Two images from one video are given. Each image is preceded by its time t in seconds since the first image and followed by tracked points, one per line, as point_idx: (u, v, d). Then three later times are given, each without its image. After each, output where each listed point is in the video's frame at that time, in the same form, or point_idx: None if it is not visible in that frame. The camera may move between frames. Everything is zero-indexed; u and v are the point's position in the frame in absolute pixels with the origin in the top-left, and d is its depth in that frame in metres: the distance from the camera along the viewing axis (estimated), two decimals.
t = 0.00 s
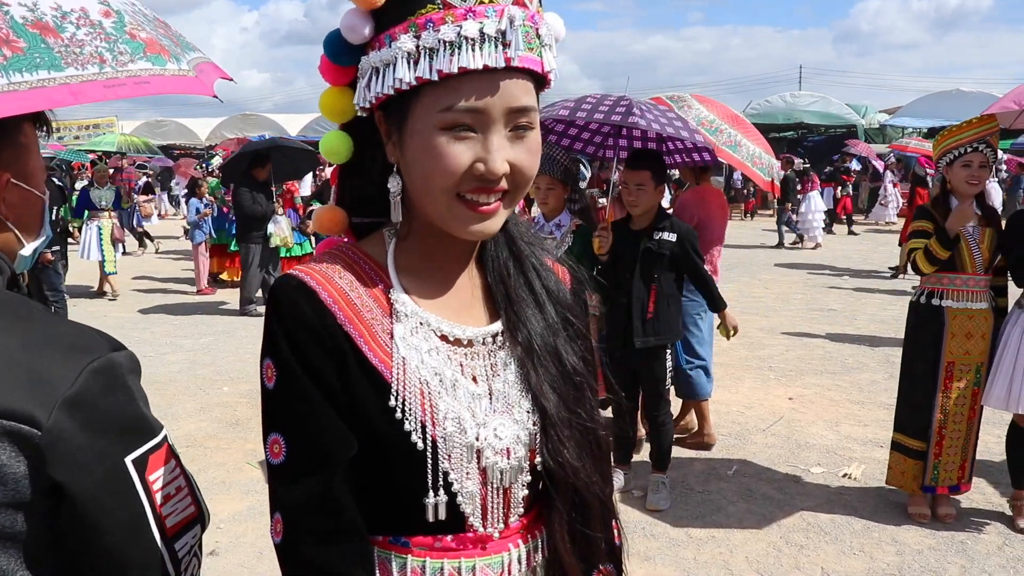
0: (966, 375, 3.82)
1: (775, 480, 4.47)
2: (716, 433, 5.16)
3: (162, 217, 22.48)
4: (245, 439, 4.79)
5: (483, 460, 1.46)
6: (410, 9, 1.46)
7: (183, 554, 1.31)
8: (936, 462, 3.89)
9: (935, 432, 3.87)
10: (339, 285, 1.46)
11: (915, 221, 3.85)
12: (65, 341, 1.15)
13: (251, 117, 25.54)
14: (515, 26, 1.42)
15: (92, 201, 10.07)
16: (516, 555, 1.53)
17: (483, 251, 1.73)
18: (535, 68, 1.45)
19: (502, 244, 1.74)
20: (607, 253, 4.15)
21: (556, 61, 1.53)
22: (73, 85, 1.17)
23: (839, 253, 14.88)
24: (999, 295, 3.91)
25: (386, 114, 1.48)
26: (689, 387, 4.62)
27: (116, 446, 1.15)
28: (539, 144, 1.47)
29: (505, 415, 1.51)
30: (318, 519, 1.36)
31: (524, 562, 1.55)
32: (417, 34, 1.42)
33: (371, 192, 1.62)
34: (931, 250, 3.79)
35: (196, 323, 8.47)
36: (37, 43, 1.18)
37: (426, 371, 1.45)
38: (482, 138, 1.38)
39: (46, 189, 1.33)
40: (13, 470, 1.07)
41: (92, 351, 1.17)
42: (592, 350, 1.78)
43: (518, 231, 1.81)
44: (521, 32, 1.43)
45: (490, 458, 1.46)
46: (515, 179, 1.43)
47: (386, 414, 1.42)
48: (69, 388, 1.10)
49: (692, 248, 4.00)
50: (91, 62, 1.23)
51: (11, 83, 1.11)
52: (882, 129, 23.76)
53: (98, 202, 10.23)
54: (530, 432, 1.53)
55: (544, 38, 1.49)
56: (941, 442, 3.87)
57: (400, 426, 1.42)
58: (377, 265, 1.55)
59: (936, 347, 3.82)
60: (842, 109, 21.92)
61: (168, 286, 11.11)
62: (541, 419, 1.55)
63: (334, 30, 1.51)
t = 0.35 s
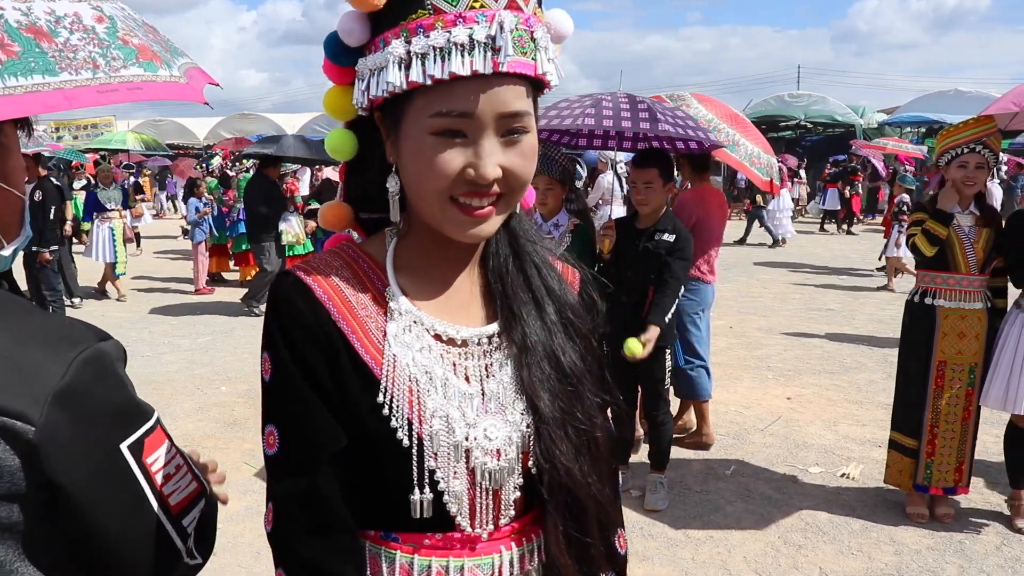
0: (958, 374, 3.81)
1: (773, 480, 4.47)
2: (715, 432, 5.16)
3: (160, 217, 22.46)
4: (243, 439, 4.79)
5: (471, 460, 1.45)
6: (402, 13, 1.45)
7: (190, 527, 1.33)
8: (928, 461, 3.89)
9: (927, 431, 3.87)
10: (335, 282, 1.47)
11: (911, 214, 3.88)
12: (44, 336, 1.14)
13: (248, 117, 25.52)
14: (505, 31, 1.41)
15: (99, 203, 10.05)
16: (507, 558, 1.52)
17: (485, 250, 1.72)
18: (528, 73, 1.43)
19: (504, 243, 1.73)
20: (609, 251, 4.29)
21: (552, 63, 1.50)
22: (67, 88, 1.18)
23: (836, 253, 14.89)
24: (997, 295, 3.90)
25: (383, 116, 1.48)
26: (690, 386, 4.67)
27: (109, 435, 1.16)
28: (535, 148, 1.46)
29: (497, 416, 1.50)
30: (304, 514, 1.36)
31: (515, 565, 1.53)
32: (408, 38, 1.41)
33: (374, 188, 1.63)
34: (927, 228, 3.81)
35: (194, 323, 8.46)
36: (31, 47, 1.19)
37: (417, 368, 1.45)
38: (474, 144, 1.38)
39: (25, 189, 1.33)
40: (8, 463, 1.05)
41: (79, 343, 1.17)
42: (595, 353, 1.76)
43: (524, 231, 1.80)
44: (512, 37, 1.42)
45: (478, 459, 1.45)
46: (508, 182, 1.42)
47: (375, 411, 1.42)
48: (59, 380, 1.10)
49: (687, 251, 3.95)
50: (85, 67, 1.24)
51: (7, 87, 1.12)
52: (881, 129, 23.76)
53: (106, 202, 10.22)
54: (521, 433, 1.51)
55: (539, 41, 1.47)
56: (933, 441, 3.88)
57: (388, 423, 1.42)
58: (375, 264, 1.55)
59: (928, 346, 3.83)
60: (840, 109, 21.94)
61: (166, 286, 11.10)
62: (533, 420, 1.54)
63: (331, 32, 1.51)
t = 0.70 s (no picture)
0: (959, 374, 3.81)
1: (772, 480, 4.47)
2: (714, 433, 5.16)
3: (158, 217, 22.43)
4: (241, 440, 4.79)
5: (463, 462, 1.45)
6: (413, 8, 1.46)
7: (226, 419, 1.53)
8: (928, 462, 3.89)
9: (927, 431, 3.87)
10: (342, 277, 1.48)
11: (914, 215, 3.88)
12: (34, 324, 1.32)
13: (247, 117, 25.51)
14: (514, 23, 1.40)
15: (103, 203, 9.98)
16: (496, 562, 1.51)
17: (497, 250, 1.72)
18: (538, 66, 1.42)
19: (517, 244, 1.72)
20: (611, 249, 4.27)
21: (563, 59, 1.50)
22: (29, 78, 1.31)
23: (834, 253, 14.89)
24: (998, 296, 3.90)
25: (395, 111, 1.48)
26: (690, 389, 4.68)
27: (119, 384, 1.34)
28: (545, 144, 1.44)
29: (492, 419, 1.49)
30: (296, 503, 1.38)
31: (505, 569, 1.52)
32: (418, 32, 1.41)
33: (390, 186, 1.63)
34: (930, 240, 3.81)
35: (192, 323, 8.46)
36: None
37: (415, 367, 1.44)
38: (482, 137, 1.37)
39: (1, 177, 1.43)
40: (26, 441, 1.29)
41: (70, 320, 1.35)
42: (600, 360, 1.73)
43: (538, 234, 1.78)
44: (521, 30, 1.41)
45: (469, 461, 1.45)
46: (518, 178, 1.41)
47: (371, 407, 1.42)
48: (58, 363, 1.30)
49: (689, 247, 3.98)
50: (46, 54, 1.36)
51: None
52: (879, 129, 23.76)
53: (110, 203, 10.10)
54: (516, 437, 1.50)
55: (550, 36, 1.46)
56: (933, 441, 3.87)
57: (382, 420, 1.42)
58: (383, 260, 1.55)
59: (929, 346, 3.83)
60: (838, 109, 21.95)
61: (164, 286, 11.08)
62: (528, 425, 1.52)
63: (345, 29, 1.52)
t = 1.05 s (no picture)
0: (961, 375, 3.81)
1: (772, 480, 4.47)
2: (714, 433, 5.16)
3: (158, 217, 22.44)
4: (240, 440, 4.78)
5: (468, 465, 1.45)
6: (429, 7, 1.46)
7: (260, 400, 1.54)
8: (932, 463, 3.89)
9: (930, 432, 3.87)
10: (349, 279, 1.47)
11: (913, 223, 3.86)
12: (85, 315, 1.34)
13: (246, 117, 25.51)
14: (531, 25, 1.40)
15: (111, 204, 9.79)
16: (499, 562, 1.51)
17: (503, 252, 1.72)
18: (552, 68, 1.42)
19: (523, 247, 1.72)
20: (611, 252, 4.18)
21: (576, 62, 1.50)
22: None
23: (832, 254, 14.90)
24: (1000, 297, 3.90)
25: (407, 111, 1.48)
26: (689, 391, 4.67)
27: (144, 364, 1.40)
28: (557, 146, 1.45)
29: (498, 422, 1.49)
30: (300, 503, 1.36)
31: (508, 570, 1.52)
32: (435, 31, 1.41)
33: (398, 187, 1.63)
34: (926, 258, 3.79)
35: (192, 323, 8.46)
36: None
37: (421, 370, 1.44)
38: (496, 137, 1.37)
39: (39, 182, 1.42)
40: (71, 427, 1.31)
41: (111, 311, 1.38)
42: (605, 364, 1.73)
43: (543, 237, 1.79)
44: (537, 31, 1.41)
45: (475, 464, 1.44)
46: (530, 179, 1.41)
47: (377, 409, 1.42)
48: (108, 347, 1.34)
49: (687, 249, 4.04)
50: (12, 34, 1.24)
51: None
52: (878, 129, 23.79)
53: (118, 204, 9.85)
54: (521, 441, 1.50)
55: (564, 39, 1.47)
56: (936, 442, 3.88)
57: (388, 423, 1.41)
58: (390, 261, 1.55)
59: (931, 347, 3.82)
60: (838, 109, 21.97)
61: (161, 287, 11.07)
62: (533, 428, 1.52)
63: (358, 28, 1.51)
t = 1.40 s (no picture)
0: (962, 375, 3.81)
1: (772, 480, 4.47)
2: (713, 433, 5.16)
3: (158, 217, 22.45)
4: (239, 439, 4.78)
5: (475, 466, 1.44)
6: (427, 6, 1.45)
7: None
8: (934, 464, 3.89)
9: (932, 432, 3.87)
10: (349, 282, 1.46)
11: (912, 223, 3.87)
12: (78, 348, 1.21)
13: (246, 117, 25.52)
14: (531, 22, 1.40)
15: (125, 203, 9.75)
16: (505, 563, 1.51)
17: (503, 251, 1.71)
18: (552, 66, 1.42)
19: (522, 245, 1.72)
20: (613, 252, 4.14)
21: (575, 59, 1.50)
22: (73, 69, 1.15)
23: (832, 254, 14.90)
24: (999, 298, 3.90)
25: (406, 111, 1.47)
26: (689, 391, 4.66)
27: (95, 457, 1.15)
28: (557, 143, 1.45)
29: (503, 422, 1.49)
30: (307, 509, 1.35)
31: (515, 571, 1.52)
32: (434, 30, 1.41)
33: (396, 188, 1.62)
34: (923, 263, 3.80)
35: (192, 323, 8.46)
36: (34, 28, 1.16)
37: (426, 371, 1.44)
38: (497, 135, 1.37)
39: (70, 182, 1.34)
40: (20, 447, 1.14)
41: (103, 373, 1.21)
42: (607, 361, 1.74)
43: (542, 235, 1.79)
44: (537, 28, 1.41)
45: (482, 465, 1.44)
46: (531, 178, 1.41)
47: (383, 413, 1.41)
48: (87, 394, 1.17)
49: (686, 249, 4.00)
50: (85, 48, 1.19)
51: (18, 67, 1.11)
52: (878, 129, 23.79)
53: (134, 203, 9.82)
54: (527, 441, 1.50)
55: (563, 36, 1.47)
56: (937, 443, 3.87)
57: (395, 426, 1.41)
58: (390, 263, 1.54)
59: (933, 347, 3.82)
60: (837, 109, 22.00)
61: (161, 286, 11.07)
62: (539, 428, 1.52)
63: (355, 28, 1.50)
